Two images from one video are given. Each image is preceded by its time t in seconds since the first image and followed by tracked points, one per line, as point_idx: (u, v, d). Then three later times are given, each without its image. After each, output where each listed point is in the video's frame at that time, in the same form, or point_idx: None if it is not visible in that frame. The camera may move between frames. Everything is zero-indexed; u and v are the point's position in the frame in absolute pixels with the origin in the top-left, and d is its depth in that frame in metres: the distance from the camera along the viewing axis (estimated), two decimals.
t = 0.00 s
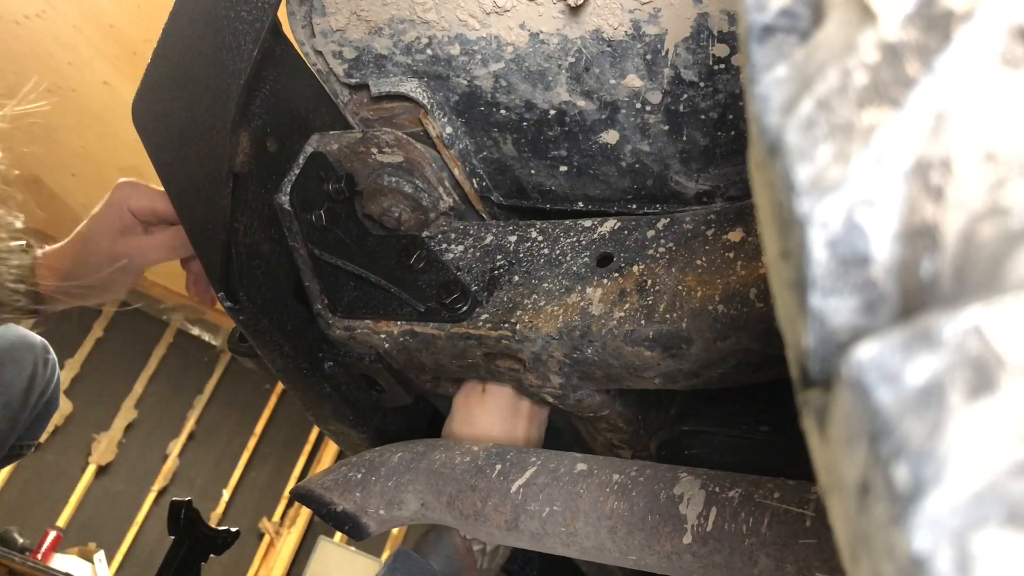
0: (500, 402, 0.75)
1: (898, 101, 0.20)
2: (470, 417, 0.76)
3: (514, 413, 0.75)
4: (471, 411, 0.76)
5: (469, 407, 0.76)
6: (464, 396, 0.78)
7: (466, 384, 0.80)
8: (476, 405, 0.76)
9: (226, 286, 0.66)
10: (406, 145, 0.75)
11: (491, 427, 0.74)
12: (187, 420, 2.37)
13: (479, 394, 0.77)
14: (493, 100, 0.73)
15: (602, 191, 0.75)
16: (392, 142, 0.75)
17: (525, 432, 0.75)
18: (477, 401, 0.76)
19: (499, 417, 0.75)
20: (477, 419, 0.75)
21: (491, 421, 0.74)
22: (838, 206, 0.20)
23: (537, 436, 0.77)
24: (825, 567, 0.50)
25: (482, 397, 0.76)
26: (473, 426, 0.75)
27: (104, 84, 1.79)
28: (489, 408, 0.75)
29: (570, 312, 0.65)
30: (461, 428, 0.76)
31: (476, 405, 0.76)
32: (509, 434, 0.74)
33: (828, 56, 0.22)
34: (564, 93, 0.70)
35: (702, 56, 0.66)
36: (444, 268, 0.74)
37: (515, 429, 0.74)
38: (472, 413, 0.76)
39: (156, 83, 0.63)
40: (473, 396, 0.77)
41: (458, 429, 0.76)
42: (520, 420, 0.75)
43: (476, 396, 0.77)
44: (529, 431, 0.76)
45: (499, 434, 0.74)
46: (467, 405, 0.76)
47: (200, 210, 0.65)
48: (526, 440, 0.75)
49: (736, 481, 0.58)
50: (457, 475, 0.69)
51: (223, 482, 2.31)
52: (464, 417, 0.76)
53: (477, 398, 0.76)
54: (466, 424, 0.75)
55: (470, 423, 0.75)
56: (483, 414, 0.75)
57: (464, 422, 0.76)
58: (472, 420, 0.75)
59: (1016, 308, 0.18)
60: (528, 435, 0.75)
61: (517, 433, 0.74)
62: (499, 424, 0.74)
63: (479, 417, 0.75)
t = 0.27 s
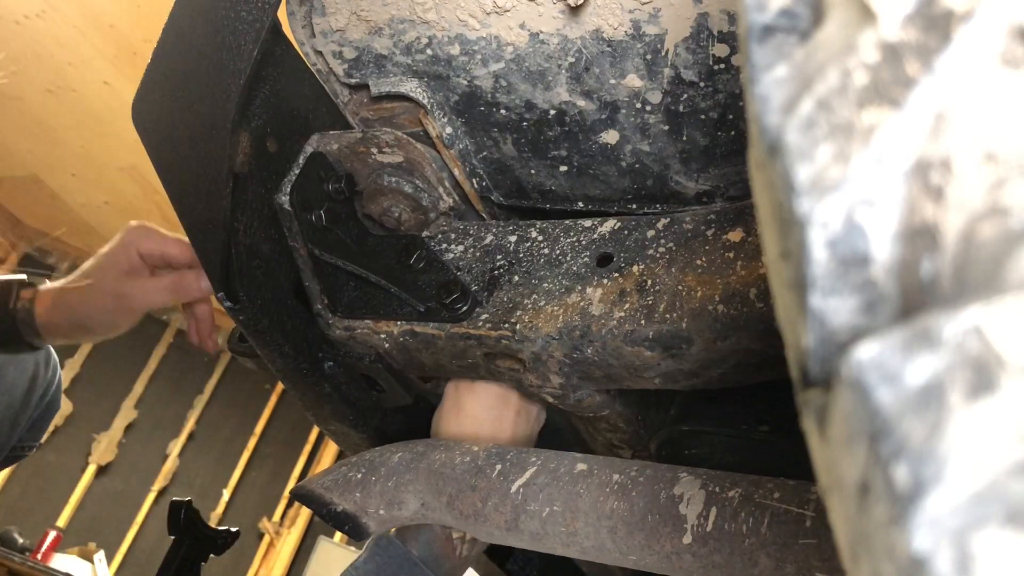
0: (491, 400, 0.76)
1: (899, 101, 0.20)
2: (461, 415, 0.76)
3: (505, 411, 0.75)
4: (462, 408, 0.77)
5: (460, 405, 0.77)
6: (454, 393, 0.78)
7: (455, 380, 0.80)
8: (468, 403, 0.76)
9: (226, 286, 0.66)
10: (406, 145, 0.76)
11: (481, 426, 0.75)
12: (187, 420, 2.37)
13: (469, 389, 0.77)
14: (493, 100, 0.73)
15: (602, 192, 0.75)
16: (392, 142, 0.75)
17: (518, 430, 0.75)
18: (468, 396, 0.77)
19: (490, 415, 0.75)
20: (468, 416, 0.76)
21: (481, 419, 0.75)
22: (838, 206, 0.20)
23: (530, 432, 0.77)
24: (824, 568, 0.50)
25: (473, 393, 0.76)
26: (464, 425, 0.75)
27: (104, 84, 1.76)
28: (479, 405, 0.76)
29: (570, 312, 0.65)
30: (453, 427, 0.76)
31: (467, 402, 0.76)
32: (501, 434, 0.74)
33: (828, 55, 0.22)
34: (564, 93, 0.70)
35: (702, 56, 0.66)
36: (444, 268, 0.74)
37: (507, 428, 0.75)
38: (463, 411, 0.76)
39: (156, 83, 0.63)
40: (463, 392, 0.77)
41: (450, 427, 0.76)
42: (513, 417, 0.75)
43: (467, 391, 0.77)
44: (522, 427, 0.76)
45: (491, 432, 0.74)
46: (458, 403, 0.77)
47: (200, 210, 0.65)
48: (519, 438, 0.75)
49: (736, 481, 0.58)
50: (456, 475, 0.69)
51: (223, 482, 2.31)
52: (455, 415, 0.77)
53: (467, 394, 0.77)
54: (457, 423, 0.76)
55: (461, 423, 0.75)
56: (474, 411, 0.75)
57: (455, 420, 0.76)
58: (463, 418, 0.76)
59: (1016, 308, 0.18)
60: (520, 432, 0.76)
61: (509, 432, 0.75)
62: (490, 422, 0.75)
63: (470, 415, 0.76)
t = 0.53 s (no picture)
0: (488, 399, 0.75)
1: (899, 101, 0.20)
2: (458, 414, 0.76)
3: (504, 410, 0.74)
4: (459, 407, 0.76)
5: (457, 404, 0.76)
6: (452, 391, 0.78)
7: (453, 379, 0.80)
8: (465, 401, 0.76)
9: (226, 286, 0.66)
10: (406, 145, 0.76)
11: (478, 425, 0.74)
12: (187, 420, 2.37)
13: (466, 387, 0.77)
14: (493, 100, 0.73)
15: (602, 192, 0.75)
16: (392, 142, 0.75)
17: (518, 428, 0.74)
18: (465, 395, 0.76)
19: (488, 413, 0.74)
20: (465, 415, 0.75)
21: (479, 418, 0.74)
22: (838, 206, 0.20)
23: (532, 432, 0.76)
24: (825, 568, 0.50)
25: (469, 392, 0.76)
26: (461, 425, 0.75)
27: (104, 84, 1.75)
28: (477, 404, 0.75)
29: (570, 312, 0.65)
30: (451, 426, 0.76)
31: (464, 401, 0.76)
32: (500, 433, 0.74)
33: (828, 55, 0.22)
34: (564, 93, 0.70)
35: (702, 56, 0.66)
36: (444, 268, 0.74)
37: (506, 427, 0.74)
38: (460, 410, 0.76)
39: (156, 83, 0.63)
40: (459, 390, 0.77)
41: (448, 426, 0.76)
42: (511, 416, 0.74)
43: (464, 389, 0.77)
44: (523, 425, 0.75)
45: (488, 432, 0.74)
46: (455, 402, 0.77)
47: (200, 210, 0.65)
48: (518, 437, 0.74)
49: (736, 481, 0.58)
50: (457, 475, 0.69)
51: (223, 482, 2.31)
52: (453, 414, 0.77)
53: (465, 392, 0.76)
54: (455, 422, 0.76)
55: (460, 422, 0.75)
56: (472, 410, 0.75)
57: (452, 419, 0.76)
58: (461, 417, 0.76)
59: (1016, 308, 0.18)
60: (520, 430, 0.74)
61: (508, 430, 0.74)
62: (488, 421, 0.74)
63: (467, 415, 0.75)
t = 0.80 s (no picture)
0: (516, 407, 0.75)
1: (898, 101, 0.20)
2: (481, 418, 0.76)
3: (531, 418, 0.75)
4: (482, 412, 0.76)
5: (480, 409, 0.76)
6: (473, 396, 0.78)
7: (473, 384, 0.80)
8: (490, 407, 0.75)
9: (226, 287, 0.66)
10: (406, 145, 0.76)
11: (505, 432, 0.74)
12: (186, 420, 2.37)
13: (492, 394, 0.76)
14: (493, 100, 0.73)
15: (602, 192, 0.75)
16: (392, 142, 0.76)
17: (545, 435, 0.76)
18: (491, 402, 0.76)
19: (516, 421, 0.75)
20: (490, 420, 0.75)
21: (507, 425, 0.75)
22: (838, 206, 0.20)
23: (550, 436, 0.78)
24: (825, 568, 0.50)
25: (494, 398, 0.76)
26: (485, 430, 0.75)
27: (104, 84, 1.75)
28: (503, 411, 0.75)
29: (570, 312, 0.65)
30: (472, 429, 0.76)
31: (493, 406, 0.75)
32: (530, 441, 0.75)
33: (828, 55, 0.22)
34: (564, 93, 0.70)
35: (702, 56, 0.66)
36: (444, 268, 0.74)
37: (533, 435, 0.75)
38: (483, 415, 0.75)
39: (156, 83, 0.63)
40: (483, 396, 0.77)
41: (470, 429, 0.76)
42: (538, 426, 0.76)
43: (489, 396, 0.76)
44: (547, 433, 0.77)
45: (515, 437, 0.75)
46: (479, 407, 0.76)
47: (200, 210, 0.65)
48: (545, 443, 0.77)
49: (736, 481, 0.58)
50: (457, 475, 0.69)
51: (223, 482, 2.32)
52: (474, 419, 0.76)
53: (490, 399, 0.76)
54: (478, 426, 0.75)
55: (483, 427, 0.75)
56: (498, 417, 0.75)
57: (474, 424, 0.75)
58: (485, 422, 0.75)
59: (1016, 308, 0.18)
60: (545, 438, 0.77)
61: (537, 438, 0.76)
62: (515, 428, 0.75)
63: (492, 421, 0.75)
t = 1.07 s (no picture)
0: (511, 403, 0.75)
1: (898, 101, 0.20)
2: (474, 416, 0.75)
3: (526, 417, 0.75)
4: (475, 410, 0.76)
5: (473, 407, 0.76)
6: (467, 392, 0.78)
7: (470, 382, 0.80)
8: (484, 404, 0.75)
9: (226, 287, 0.66)
10: (406, 145, 0.76)
11: (500, 431, 0.74)
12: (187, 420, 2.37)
13: (486, 390, 0.76)
14: (493, 100, 0.73)
15: (602, 191, 0.75)
16: (392, 142, 0.76)
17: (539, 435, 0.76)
18: (483, 398, 0.76)
19: (513, 420, 0.75)
20: (483, 418, 0.75)
21: (504, 424, 0.74)
22: (838, 206, 0.20)
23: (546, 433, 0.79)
24: (824, 568, 0.50)
25: (488, 396, 0.76)
26: (477, 427, 0.74)
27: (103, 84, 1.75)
28: (497, 410, 0.75)
29: (570, 312, 0.65)
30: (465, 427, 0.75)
31: (488, 404, 0.75)
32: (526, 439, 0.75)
33: (828, 55, 0.22)
34: (564, 93, 0.70)
35: (702, 56, 0.66)
36: (444, 268, 0.74)
37: (528, 434, 0.75)
38: (476, 414, 0.75)
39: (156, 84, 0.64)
40: (477, 393, 0.76)
41: (466, 427, 0.76)
42: (532, 425, 0.75)
43: (482, 392, 0.76)
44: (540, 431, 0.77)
45: (513, 436, 0.74)
46: (473, 404, 0.76)
47: (200, 210, 0.65)
48: (542, 442, 0.77)
49: (736, 481, 0.58)
50: (457, 475, 0.69)
51: (223, 482, 2.32)
52: (468, 417, 0.76)
53: (485, 395, 0.76)
54: (474, 427, 0.75)
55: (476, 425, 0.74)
56: (491, 415, 0.74)
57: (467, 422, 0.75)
58: (480, 420, 0.75)
59: (1016, 309, 0.18)
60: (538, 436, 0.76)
61: (536, 435, 0.76)
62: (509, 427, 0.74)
63: (486, 418, 0.75)
